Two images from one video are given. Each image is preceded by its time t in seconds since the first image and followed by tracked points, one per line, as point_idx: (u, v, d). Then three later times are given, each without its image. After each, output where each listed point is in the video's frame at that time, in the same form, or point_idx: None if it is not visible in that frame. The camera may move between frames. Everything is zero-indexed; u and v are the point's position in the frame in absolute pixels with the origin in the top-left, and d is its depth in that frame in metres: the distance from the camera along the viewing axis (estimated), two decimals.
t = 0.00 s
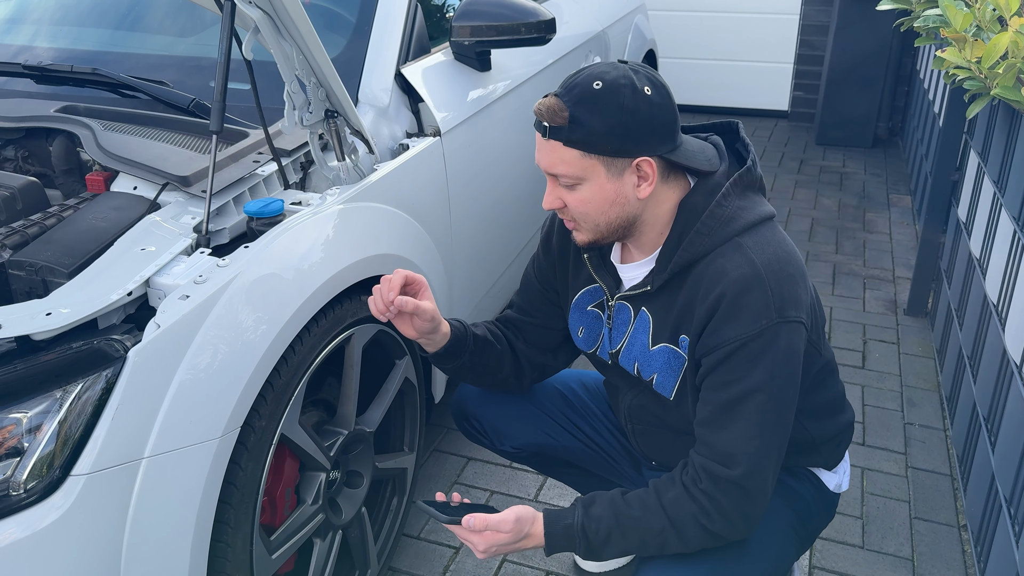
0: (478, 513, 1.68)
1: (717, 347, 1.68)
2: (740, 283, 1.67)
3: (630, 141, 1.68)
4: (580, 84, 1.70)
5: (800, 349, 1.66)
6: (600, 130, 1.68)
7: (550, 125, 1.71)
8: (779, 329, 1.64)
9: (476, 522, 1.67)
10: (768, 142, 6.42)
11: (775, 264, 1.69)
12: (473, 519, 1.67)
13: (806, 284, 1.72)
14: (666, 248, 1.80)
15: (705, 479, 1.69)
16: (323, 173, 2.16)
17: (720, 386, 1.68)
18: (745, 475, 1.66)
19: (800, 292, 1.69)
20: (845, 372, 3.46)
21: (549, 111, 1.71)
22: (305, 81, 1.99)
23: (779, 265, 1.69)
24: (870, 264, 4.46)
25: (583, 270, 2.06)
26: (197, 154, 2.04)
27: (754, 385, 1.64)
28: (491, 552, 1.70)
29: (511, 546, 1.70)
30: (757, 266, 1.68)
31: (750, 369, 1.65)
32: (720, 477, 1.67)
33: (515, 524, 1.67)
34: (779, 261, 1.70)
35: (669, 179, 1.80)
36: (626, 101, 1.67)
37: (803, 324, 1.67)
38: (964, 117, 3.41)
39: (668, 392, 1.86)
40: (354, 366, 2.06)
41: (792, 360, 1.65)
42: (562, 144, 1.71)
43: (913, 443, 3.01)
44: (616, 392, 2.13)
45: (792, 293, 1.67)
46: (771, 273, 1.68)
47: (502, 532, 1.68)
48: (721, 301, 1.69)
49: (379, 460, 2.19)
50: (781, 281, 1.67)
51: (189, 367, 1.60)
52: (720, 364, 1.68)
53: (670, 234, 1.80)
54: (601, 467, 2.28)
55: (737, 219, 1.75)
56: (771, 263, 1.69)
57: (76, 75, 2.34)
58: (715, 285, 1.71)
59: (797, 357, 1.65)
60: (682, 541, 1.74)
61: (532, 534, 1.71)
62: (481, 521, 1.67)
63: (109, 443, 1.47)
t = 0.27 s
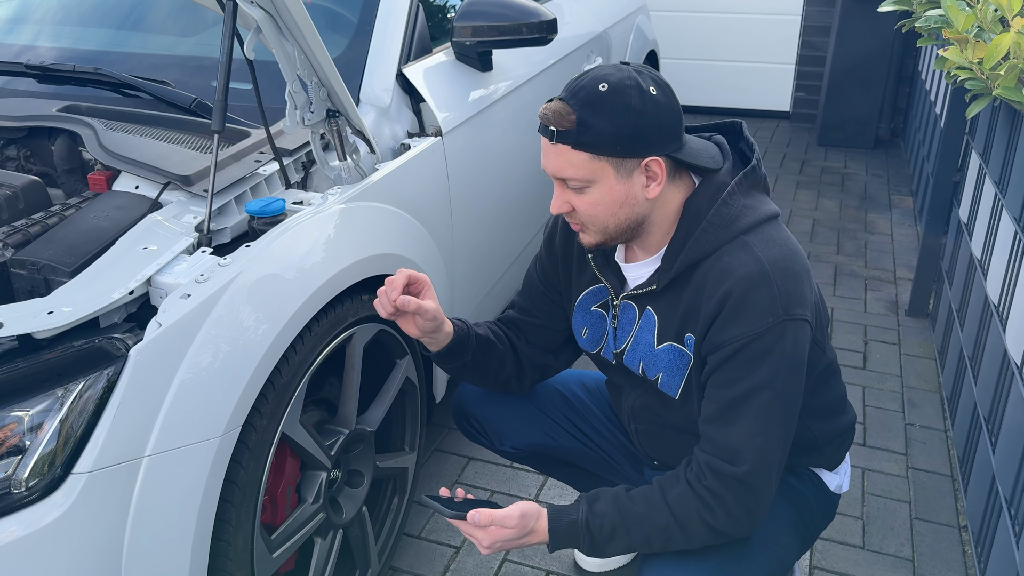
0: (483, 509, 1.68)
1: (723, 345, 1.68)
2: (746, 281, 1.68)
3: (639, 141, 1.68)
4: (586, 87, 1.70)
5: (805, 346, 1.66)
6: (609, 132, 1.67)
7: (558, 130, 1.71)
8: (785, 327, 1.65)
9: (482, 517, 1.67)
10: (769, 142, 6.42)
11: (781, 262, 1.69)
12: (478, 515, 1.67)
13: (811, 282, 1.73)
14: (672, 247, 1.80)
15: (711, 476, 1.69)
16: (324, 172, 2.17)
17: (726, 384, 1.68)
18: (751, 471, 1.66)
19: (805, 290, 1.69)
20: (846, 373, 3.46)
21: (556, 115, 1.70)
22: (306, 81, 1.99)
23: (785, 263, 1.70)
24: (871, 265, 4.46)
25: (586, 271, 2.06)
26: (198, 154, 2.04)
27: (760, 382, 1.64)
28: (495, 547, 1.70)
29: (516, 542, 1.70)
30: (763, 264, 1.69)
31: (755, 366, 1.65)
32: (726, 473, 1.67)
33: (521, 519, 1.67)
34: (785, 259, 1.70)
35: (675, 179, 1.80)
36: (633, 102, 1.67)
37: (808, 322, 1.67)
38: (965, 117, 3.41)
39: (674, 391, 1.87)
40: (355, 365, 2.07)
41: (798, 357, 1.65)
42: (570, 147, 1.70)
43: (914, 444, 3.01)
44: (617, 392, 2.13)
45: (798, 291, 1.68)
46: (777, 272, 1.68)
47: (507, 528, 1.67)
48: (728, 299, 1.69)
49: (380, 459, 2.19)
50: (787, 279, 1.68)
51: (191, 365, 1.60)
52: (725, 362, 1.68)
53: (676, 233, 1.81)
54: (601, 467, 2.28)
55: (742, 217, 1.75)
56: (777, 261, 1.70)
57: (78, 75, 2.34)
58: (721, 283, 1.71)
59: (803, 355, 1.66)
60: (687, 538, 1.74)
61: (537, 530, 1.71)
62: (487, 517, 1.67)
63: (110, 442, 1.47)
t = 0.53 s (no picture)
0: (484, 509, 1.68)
1: (725, 344, 1.69)
2: (748, 280, 1.68)
3: (643, 139, 1.69)
4: (591, 84, 1.69)
5: (808, 345, 1.66)
6: (613, 130, 1.68)
7: (562, 126, 1.71)
8: (787, 326, 1.65)
9: (482, 517, 1.67)
10: (771, 143, 6.42)
11: (783, 261, 1.70)
12: (479, 515, 1.67)
13: (814, 282, 1.73)
14: (674, 246, 1.81)
15: (713, 475, 1.69)
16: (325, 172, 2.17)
17: (728, 382, 1.68)
18: (753, 469, 1.67)
19: (808, 289, 1.70)
20: (846, 373, 3.46)
21: (562, 112, 1.71)
22: (308, 81, 2.00)
23: (787, 262, 1.70)
24: (872, 265, 4.46)
25: (589, 270, 2.07)
26: (200, 154, 2.05)
27: (762, 381, 1.65)
28: (496, 548, 1.70)
29: (517, 542, 1.70)
30: (765, 263, 1.69)
31: (757, 365, 1.65)
32: (728, 472, 1.67)
33: (521, 520, 1.67)
34: (788, 259, 1.71)
35: (678, 177, 1.80)
36: (638, 100, 1.68)
37: (811, 321, 1.67)
38: (966, 118, 3.41)
39: (675, 390, 1.87)
40: (356, 364, 2.07)
41: (800, 356, 1.65)
42: (574, 144, 1.71)
43: (914, 444, 3.01)
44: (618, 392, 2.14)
45: (801, 290, 1.68)
46: (780, 271, 1.68)
47: (507, 528, 1.68)
48: (730, 297, 1.69)
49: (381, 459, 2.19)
50: (790, 278, 1.68)
51: (192, 365, 1.61)
52: (727, 360, 1.68)
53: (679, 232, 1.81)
54: (602, 467, 2.29)
55: (744, 217, 1.76)
56: (780, 260, 1.70)
57: (80, 75, 2.34)
58: (723, 282, 1.72)
59: (805, 354, 1.66)
60: (688, 537, 1.74)
61: (538, 529, 1.71)
62: (487, 517, 1.67)
63: (111, 441, 1.47)
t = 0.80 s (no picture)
0: (489, 513, 1.67)
1: (729, 337, 1.69)
2: (751, 273, 1.68)
3: (648, 132, 1.70)
4: (593, 81, 1.70)
5: (811, 338, 1.67)
6: (620, 124, 1.68)
7: (567, 125, 1.71)
8: (790, 318, 1.65)
9: (488, 521, 1.66)
10: (772, 143, 6.43)
11: (785, 254, 1.70)
12: (484, 519, 1.65)
13: (816, 275, 1.73)
14: (675, 243, 1.82)
15: (718, 468, 1.70)
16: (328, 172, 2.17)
17: (732, 375, 1.69)
18: (756, 461, 1.67)
19: (810, 283, 1.70)
20: (848, 373, 3.47)
21: (566, 110, 1.70)
22: (311, 81, 2.00)
23: (790, 255, 1.70)
24: (874, 265, 4.46)
25: (590, 269, 2.07)
26: (203, 154, 2.06)
27: (766, 373, 1.65)
28: (501, 552, 1.70)
29: (522, 546, 1.70)
30: (768, 256, 1.69)
31: (761, 358, 1.66)
32: (733, 464, 1.68)
33: (526, 521, 1.68)
34: (789, 252, 1.71)
35: (677, 171, 1.82)
36: (641, 94, 1.69)
37: (814, 314, 1.68)
38: (968, 118, 3.41)
39: (678, 387, 1.88)
40: (359, 363, 2.07)
41: (803, 349, 1.66)
42: (580, 141, 1.70)
43: (916, 443, 3.02)
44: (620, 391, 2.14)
45: (803, 283, 1.69)
46: (782, 264, 1.69)
47: (512, 531, 1.67)
48: (733, 291, 1.70)
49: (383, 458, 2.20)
50: (792, 272, 1.68)
51: (195, 364, 1.61)
52: (731, 353, 1.69)
53: (680, 231, 1.82)
54: (604, 471, 2.29)
55: (745, 212, 1.76)
56: (782, 254, 1.70)
57: (84, 76, 2.35)
58: (726, 276, 1.72)
59: (808, 346, 1.66)
60: (691, 533, 1.74)
61: (542, 532, 1.72)
62: (492, 520, 1.66)
63: (115, 440, 1.48)
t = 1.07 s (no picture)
0: (547, 520, 1.63)
1: (742, 310, 1.71)
2: (759, 241, 1.71)
3: (659, 93, 1.78)
4: (602, 53, 1.75)
5: (820, 296, 1.71)
6: (642, 84, 1.74)
7: (595, 90, 1.72)
8: (802, 279, 1.69)
9: (547, 528, 1.61)
10: (774, 143, 6.42)
11: (783, 219, 1.75)
12: (544, 527, 1.61)
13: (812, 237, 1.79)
14: (674, 223, 1.82)
15: (748, 436, 1.71)
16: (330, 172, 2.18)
17: (751, 344, 1.71)
18: (790, 424, 1.68)
19: (810, 244, 1.75)
20: (850, 373, 3.46)
21: (592, 76, 1.72)
22: (313, 81, 2.00)
23: (788, 220, 1.75)
24: (876, 265, 4.46)
25: (581, 270, 2.05)
26: (206, 154, 2.06)
27: (785, 336, 1.68)
28: (560, 562, 1.65)
29: (581, 553, 1.65)
30: (770, 223, 1.73)
31: (779, 322, 1.69)
32: (764, 430, 1.69)
33: (585, 525, 1.64)
34: (786, 216, 1.76)
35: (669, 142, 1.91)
36: (645, 61, 1.78)
37: (820, 274, 1.72)
38: (969, 117, 3.41)
39: (687, 372, 1.87)
40: (361, 362, 2.08)
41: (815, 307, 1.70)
42: (612, 103, 1.72)
43: (918, 443, 3.02)
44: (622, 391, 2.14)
45: (806, 245, 1.73)
46: (784, 229, 1.73)
47: (573, 536, 1.63)
48: (742, 262, 1.72)
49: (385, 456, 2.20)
50: (794, 235, 1.73)
51: (198, 363, 1.62)
52: (748, 323, 1.70)
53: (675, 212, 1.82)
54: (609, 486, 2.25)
55: (736, 186, 1.80)
56: (780, 219, 1.75)
57: (86, 77, 2.36)
58: (733, 249, 1.74)
59: (818, 304, 1.70)
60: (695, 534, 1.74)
61: (599, 535, 1.67)
62: (552, 527, 1.61)
63: (118, 439, 1.49)
